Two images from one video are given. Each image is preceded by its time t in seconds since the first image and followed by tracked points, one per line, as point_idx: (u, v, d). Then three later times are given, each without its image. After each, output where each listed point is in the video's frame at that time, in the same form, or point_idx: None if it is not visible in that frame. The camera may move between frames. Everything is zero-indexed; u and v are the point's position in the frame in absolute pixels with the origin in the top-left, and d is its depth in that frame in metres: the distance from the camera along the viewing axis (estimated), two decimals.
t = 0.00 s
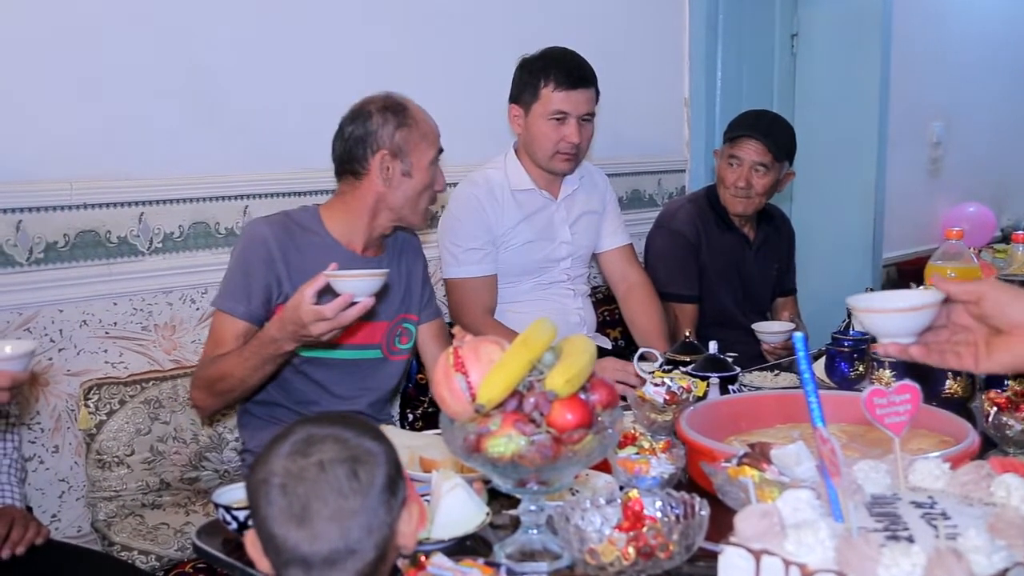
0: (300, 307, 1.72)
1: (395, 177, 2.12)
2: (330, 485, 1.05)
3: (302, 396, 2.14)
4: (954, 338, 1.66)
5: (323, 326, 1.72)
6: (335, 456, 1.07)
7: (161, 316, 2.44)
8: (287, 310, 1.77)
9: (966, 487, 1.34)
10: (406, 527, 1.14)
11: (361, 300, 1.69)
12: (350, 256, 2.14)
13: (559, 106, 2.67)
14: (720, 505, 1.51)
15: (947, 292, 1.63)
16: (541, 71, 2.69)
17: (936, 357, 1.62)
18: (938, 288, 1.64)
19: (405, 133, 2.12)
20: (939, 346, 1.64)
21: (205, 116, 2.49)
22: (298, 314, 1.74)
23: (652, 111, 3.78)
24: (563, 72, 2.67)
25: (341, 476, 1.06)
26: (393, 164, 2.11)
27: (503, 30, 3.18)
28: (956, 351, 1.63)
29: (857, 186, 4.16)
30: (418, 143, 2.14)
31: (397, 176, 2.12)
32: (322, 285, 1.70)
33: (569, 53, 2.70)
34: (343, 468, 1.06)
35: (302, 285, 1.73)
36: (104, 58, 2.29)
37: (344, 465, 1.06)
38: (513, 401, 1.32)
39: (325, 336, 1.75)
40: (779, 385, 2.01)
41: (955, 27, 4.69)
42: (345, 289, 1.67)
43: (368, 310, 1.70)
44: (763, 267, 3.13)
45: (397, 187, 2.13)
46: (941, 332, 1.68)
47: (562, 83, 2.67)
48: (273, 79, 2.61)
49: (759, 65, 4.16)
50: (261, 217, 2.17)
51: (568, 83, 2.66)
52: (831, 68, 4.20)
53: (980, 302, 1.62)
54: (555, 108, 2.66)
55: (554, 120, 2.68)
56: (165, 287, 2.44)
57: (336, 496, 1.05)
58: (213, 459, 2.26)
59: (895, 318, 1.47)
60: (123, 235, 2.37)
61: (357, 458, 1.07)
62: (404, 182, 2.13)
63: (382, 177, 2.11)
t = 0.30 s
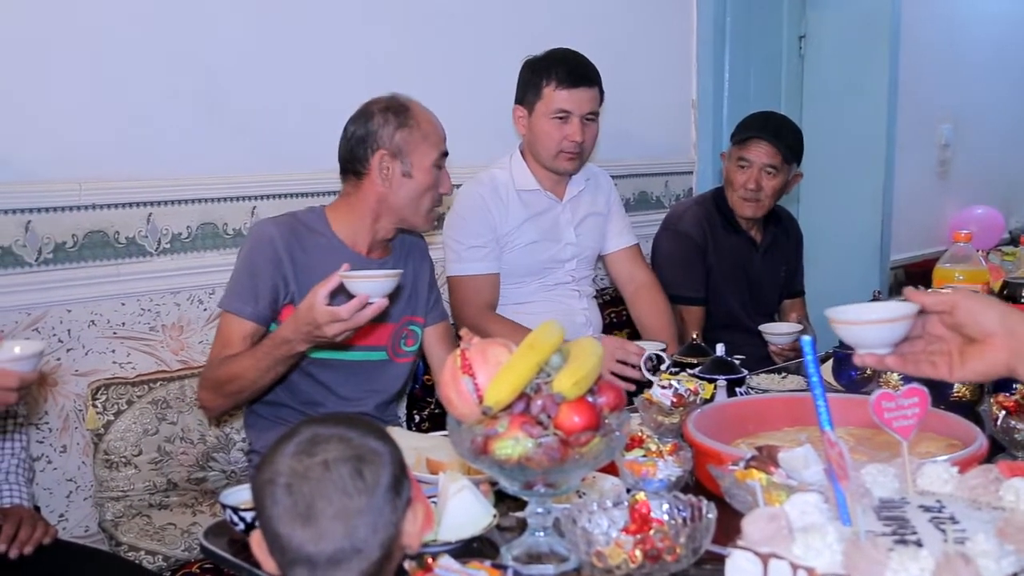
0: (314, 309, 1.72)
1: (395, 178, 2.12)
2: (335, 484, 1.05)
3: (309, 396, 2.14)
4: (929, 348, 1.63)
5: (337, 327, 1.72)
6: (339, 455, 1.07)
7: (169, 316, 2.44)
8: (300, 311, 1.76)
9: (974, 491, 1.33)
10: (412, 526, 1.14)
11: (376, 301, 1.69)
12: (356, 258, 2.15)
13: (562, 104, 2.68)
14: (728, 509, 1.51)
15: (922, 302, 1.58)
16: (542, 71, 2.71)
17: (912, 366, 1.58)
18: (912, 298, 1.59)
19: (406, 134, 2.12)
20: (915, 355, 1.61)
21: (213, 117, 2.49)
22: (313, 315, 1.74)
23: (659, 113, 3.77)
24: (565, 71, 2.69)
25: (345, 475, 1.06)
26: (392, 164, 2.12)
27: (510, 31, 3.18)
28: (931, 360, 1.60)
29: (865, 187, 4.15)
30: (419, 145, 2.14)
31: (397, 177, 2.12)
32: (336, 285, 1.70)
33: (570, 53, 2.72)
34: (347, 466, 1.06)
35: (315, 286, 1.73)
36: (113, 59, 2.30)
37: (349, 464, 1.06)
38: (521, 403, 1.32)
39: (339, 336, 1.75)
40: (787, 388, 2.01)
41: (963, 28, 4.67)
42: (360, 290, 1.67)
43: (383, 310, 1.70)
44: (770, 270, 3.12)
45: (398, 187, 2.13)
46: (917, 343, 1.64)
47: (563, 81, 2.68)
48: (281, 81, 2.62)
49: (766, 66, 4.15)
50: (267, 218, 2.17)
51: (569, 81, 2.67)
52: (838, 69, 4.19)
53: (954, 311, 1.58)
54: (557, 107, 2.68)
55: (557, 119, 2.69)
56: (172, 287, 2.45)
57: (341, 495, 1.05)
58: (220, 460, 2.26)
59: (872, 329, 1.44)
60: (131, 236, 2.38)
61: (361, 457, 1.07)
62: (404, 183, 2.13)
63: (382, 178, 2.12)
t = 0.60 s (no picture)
0: (324, 311, 1.73)
1: (376, 172, 2.13)
2: (344, 483, 1.05)
3: (318, 398, 2.15)
4: (901, 342, 1.64)
5: (348, 328, 1.73)
6: (348, 454, 1.07)
7: (180, 318, 2.45)
8: (310, 313, 1.76)
9: (987, 496, 1.33)
10: (421, 527, 1.14)
11: (387, 302, 1.70)
12: (359, 257, 2.15)
13: (571, 106, 2.68)
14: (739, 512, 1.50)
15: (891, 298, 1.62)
16: (552, 73, 2.71)
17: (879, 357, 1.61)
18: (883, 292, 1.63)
19: (379, 127, 2.13)
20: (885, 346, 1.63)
21: (224, 119, 2.50)
22: (321, 316, 1.74)
23: (668, 114, 3.77)
24: (574, 73, 2.69)
25: (355, 474, 1.06)
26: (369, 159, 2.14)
27: (520, 32, 3.19)
28: (901, 351, 1.62)
29: (875, 188, 4.14)
30: (395, 136, 2.13)
31: (377, 170, 2.13)
32: (345, 287, 1.70)
33: (579, 54, 2.72)
34: (356, 466, 1.06)
35: (325, 287, 1.73)
36: (125, 61, 2.31)
37: (358, 464, 1.06)
38: (531, 406, 1.31)
39: (349, 337, 1.76)
40: (798, 391, 2.00)
41: (974, 29, 4.66)
42: (371, 292, 1.68)
43: (393, 311, 1.71)
44: (780, 272, 3.12)
45: (379, 180, 2.13)
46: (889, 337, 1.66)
47: (573, 83, 2.68)
48: (292, 83, 2.63)
49: (776, 68, 4.14)
50: (273, 220, 2.17)
51: (579, 83, 2.68)
52: (849, 70, 4.18)
53: (921, 305, 1.60)
54: (567, 108, 2.68)
55: (567, 120, 2.69)
56: (183, 289, 2.45)
57: (350, 494, 1.05)
58: (230, 461, 2.27)
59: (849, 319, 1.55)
60: (142, 237, 2.38)
61: (370, 457, 1.08)
62: (386, 176, 2.13)
63: (362, 175, 2.14)
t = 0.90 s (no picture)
0: (336, 311, 1.72)
1: (369, 169, 2.17)
2: (367, 483, 1.06)
3: (338, 398, 2.16)
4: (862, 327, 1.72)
5: (359, 329, 1.73)
6: (370, 455, 1.07)
7: (201, 318, 2.47)
8: (322, 313, 1.77)
9: (1012, 500, 1.32)
10: (442, 529, 1.14)
11: (398, 304, 1.70)
12: (373, 257, 2.15)
13: (592, 107, 2.69)
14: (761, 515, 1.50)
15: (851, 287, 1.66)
16: (572, 74, 2.72)
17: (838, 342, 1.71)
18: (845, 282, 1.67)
19: (371, 125, 2.18)
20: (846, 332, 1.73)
21: (247, 121, 2.52)
22: (334, 318, 1.74)
23: (688, 116, 3.77)
24: (594, 74, 2.70)
25: (378, 475, 1.06)
26: (362, 157, 2.19)
27: (541, 34, 3.19)
28: (860, 335, 1.71)
29: (895, 190, 4.12)
30: (386, 134, 2.16)
31: (369, 168, 2.17)
32: (357, 288, 1.70)
33: (599, 55, 2.73)
34: (379, 466, 1.07)
35: (336, 288, 1.73)
36: (150, 63, 2.33)
37: (381, 465, 1.07)
38: (553, 407, 1.31)
39: (360, 338, 1.75)
40: (819, 393, 1.99)
41: (997, 29, 4.63)
42: (382, 293, 1.69)
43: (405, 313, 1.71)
44: (802, 274, 3.10)
45: (371, 177, 2.17)
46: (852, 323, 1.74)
47: (593, 84, 2.69)
48: (315, 85, 2.65)
49: (797, 69, 4.13)
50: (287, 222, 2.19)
51: (599, 83, 2.68)
52: (870, 72, 4.16)
53: (877, 293, 1.64)
54: (588, 109, 2.68)
55: (588, 121, 2.69)
56: (206, 290, 2.47)
57: (373, 495, 1.06)
58: (251, 461, 2.28)
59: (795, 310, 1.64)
60: (165, 239, 2.40)
61: (393, 457, 1.08)
62: (376, 173, 2.16)
63: (359, 174, 2.19)
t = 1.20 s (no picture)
0: (351, 310, 1.73)
1: (383, 171, 2.19)
2: (389, 487, 1.05)
3: (358, 400, 2.16)
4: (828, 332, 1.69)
5: (374, 328, 1.74)
6: (393, 458, 1.06)
7: (223, 319, 2.48)
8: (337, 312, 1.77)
9: None
10: (464, 530, 1.14)
11: (412, 302, 1.71)
12: (389, 258, 2.16)
13: (616, 108, 2.69)
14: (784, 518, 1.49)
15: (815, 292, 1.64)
16: (596, 75, 2.72)
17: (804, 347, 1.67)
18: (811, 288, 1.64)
19: (382, 128, 2.19)
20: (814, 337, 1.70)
21: (269, 124, 2.54)
22: (348, 316, 1.75)
23: (708, 118, 3.76)
24: (617, 76, 2.70)
25: (400, 479, 1.05)
26: (376, 159, 2.21)
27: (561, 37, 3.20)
28: (826, 341, 1.67)
29: (916, 192, 4.09)
30: (398, 134, 2.17)
31: (383, 170, 2.19)
32: (370, 287, 1.70)
33: (625, 57, 2.73)
34: (400, 470, 1.06)
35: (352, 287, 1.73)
36: (175, 66, 2.35)
37: (403, 468, 1.06)
38: (575, 409, 1.31)
39: (375, 336, 1.76)
40: (841, 395, 1.98)
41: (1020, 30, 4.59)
42: (397, 292, 1.70)
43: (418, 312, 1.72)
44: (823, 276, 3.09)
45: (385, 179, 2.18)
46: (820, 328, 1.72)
47: (616, 85, 2.69)
48: (337, 88, 2.66)
49: (817, 70, 4.11)
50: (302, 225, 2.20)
51: (622, 85, 2.69)
52: (891, 73, 4.14)
53: (841, 299, 1.61)
54: (611, 111, 2.69)
55: (611, 123, 2.70)
56: (228, 291, 2.49)
57: (395, 498, 1.05)
58: (272, 462, 2.31)
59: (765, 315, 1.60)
60: (187, 240, 2.42)
61: (415, 461, 1.07)
62: (390, 174, 2.17)
63: (374, 176, 2.21)
